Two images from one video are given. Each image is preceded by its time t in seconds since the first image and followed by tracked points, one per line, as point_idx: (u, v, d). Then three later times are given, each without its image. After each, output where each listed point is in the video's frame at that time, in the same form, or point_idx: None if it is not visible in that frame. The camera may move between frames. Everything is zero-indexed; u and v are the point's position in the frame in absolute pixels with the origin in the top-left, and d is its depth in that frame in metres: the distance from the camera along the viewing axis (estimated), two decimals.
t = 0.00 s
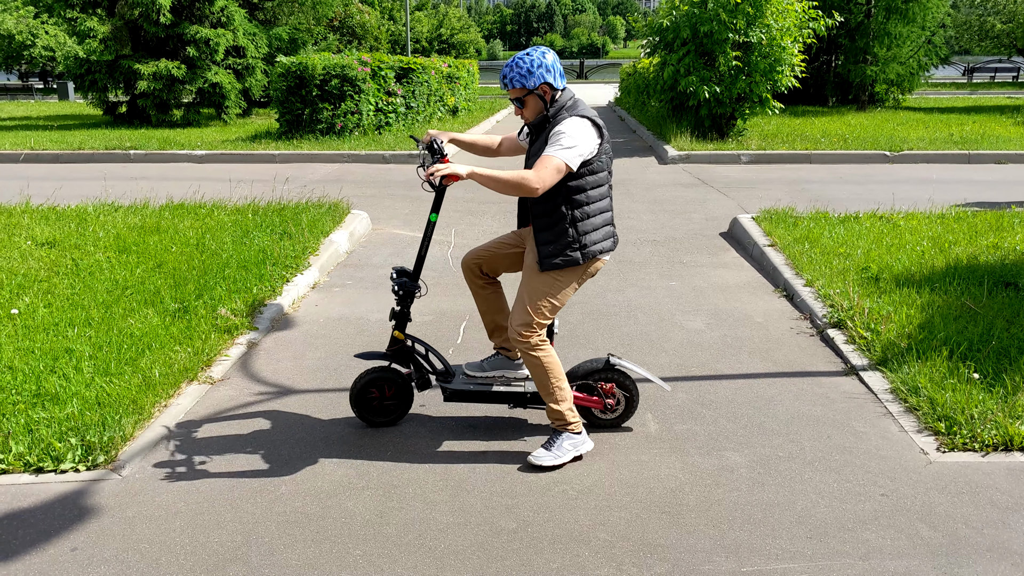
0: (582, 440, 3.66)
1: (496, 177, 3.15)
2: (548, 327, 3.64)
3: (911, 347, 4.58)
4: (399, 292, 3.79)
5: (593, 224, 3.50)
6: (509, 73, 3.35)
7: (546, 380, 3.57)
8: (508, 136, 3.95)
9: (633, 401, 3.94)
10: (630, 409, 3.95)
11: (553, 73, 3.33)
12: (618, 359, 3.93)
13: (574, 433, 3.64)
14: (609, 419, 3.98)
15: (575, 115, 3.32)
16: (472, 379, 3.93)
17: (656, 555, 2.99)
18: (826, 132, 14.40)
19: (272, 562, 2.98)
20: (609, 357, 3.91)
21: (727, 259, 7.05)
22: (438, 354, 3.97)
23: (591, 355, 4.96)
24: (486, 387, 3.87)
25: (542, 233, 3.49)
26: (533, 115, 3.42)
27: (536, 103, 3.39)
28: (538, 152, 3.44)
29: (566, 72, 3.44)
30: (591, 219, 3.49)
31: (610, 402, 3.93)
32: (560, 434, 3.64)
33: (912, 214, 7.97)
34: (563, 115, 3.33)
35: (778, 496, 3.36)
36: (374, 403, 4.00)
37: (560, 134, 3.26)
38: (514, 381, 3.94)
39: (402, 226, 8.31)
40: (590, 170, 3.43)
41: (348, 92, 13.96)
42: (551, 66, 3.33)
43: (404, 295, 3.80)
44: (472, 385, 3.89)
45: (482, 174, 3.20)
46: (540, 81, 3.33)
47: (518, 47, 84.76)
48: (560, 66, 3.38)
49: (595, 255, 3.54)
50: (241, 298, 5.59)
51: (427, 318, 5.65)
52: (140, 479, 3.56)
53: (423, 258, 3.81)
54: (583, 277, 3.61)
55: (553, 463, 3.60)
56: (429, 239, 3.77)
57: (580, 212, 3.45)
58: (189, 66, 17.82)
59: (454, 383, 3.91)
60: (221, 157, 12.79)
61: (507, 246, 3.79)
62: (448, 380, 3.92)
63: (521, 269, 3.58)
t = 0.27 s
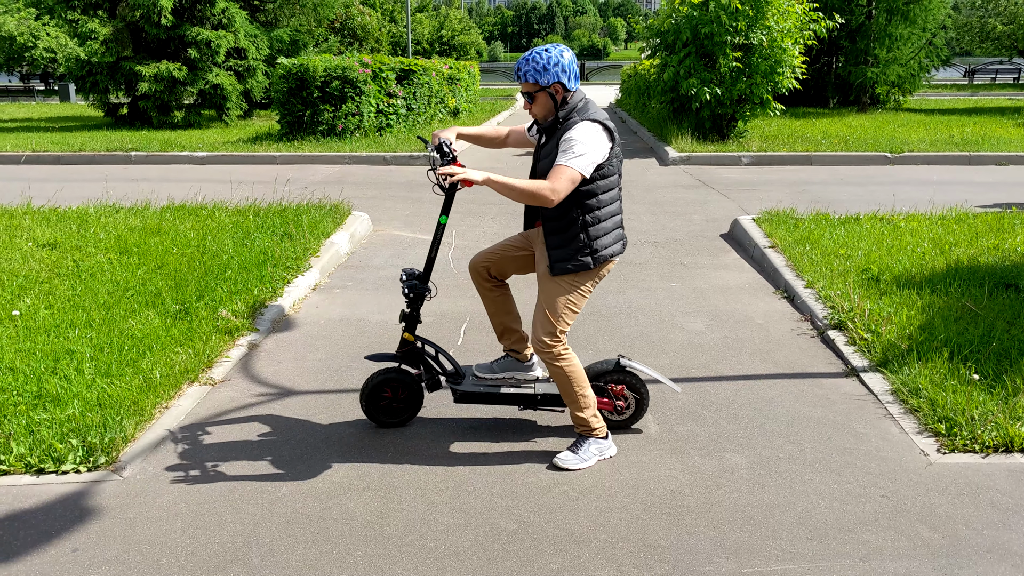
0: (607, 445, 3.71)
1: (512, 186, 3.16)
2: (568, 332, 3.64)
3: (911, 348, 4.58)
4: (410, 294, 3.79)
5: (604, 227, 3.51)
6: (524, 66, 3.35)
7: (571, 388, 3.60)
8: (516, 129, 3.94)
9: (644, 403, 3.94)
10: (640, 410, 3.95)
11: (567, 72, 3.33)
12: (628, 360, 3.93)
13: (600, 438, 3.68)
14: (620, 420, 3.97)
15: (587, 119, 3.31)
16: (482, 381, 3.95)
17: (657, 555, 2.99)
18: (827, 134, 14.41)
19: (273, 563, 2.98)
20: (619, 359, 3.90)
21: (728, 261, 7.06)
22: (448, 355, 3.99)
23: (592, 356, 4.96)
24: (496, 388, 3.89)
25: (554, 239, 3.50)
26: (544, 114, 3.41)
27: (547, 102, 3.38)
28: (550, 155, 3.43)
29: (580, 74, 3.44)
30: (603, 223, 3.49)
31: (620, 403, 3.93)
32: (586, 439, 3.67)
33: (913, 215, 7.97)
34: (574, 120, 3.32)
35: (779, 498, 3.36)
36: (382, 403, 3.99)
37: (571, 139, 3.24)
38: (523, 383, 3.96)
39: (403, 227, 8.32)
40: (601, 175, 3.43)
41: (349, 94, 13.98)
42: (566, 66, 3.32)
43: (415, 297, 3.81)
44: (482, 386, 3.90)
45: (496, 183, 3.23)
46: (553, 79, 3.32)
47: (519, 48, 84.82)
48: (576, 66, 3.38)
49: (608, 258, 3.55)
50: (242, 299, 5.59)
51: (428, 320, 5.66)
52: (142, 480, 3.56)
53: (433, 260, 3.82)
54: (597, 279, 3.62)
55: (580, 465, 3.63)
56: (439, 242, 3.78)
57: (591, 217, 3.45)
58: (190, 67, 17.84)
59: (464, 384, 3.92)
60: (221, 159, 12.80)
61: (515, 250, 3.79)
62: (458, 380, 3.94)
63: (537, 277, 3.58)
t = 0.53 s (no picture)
0: (609, 448, 3.71)
1: (527, 192, 3.21)
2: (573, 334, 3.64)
3: (912, 349, 4.58)
4: (420, 297, 3.80)
5: (609, 228, 3.51)
6: (528, 61, 3.35)
7: (574, 390, 3.60)
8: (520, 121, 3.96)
9: (654, 405, 3.93)
10: (650, 412, 3.95)
11: (572, 71, 3.33)
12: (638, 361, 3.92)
13: (602, 441, 3.69)
14: (629, 422, 3.97)
15: (593, 120, 3.30)
16: (491, 382, 3.96)
17: (657, 556, 3.00)
18: (828, 136, 14.43)
19: (274, 564, 2.99)
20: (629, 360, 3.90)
21: (728, 262, 7.06)
22: (457, 357, 4.00)
23: (593, 358, 4.96)
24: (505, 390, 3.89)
25: (559, 241, 3.50)
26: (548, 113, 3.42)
27: (553, 101, 3.39)
28: (555, 155, 3.43)
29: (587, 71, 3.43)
30: (608, 224, 3.50)
31: (629, 405, 3.93)
32: (587, 441, 3.68)
33: (913, 216, 7.98)
34: (580, 121, 3.31)
35: (779, 499, 3.36)
36: (392, 403, 4.00)
37: (578, 143, 3.24)
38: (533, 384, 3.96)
39: (404, 229, 8.33)
40: (607, 176, 3.43)
41: (350, 96, 13.99)
42: (572, 65, 3.32)
43: (426, 300, 3.82)
44: (492, 388, 3.91)
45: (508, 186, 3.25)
46: (557, 78, 3.33)
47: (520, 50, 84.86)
48: (582, 63, 3.37)
49: (613, 258, 3.56)
50: (243, 301, 5.60)
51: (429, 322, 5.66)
52: (143, 481, 3.57)
53: (443, 263, 3.83)
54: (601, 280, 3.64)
55: (580, 467, 3.63)
56: (448, 244, 3.79)
57: (595, 218, 3.46)
58: (191, 69, 17.86)
59: (473, 386, 3.93)
60: (222, 161, 12.82)
61: (519, 251, 3.79)
62: (467, 382, 3.95)
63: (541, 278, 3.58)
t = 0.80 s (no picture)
0: (606, 448, 3.72)
1: (526, 196, 3.22)
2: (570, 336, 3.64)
3: (911, 351, 4.58)
4: (420, 299, 3.80)
5: (607, 230, 3.51)
6: (534, 60, 3.33)
7: (570, 391, 3.60)
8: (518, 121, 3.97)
9: (652, 406, 3.94)
10: (648, 413, 3.95)
11: (578, 72, 3.33)
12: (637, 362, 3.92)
13: (599, 442, 3.70)
14: (627, 423, 3.97)
15: (594, 123, 3.30)
16: (490, 384, 3.96)
17: (655, 557, 3.00)
18: (827, 137, 14.44)
19: (272, 565, 2.99)
20: (628, 361, 3.90)
21: (728, 264, 7.06)
22: (457, 358, 4.00)
23: (592, 359, 4.97)
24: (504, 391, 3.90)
25: (557, 243, 3.50)
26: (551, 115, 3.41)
27: (556, 102, 3.38)
28: (555, 157, 3.43)
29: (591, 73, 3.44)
30: (606, 227, 3.51)
31: (628, 407, 3.93)
32: (584, 442, 3.69)
33: (912, 218, 7.98)
34: (580, 123, 3.32)
35: (778, 500, 3.36)
36: (394, 404, 4.01)
37: (580, 146, 3.23)
38: (532, 386, 3.96)
39: (404, 230, 8.34)
40: (606, 179, 3.44)
41: (350, 97, 14.00)
42: (579, 67, 3.32)
43: (426, 301, 3.81)
44: (491, 390, 3.91)
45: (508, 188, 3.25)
46: (563, 79, 3.32)
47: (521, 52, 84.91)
48: (587, 65, 3.37)
49: (611, 261, 3.55)
50: (243, 302, 5.61)
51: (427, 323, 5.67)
52: (142, 483, 3.57)
53: (442, 264, 3.83)
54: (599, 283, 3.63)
55: (579, 468, 3.63)
56: (447, 245, 3.79)
57: (594, 221, 3.46)
58: (192, 71, 17.87)
59: (473, 387, 3.93)
60: (222, 162, 12.83)
61: (518, 253, 3.80)
62: (467, 384, 3.95)
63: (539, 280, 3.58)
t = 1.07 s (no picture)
0: (605, 450, 3.72)
1: (532, 205, 3.23)
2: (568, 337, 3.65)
3: (909, 353, 4.59)
4: (417, 301, 3.81)
5: (608, 233, 3.53)
6: (536, 67, 3.31)
7: (568, 393, 3.61)
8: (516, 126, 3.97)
9: (649, 408, 3.95)
10: (645, 414, 3.96)
11: (580, 75, 3.35)
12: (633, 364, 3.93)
13: (597, 443, 3.70)
14: (625, 425, 3.98)
15: (597, 126, 3.32)
16: (487, 386, 3.97)
17: (653, 559, 3.00)
18: (827, 139, 14.45)
19: (271, 566, 3.00)
20: (625, 363, 3.90)
21: (727, 266, 7.07)
22: (454, 360, 4.01)
23: (591, 361, 4.98)
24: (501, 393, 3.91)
25: (558, 245, 3.50)
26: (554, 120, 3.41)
27: (559, 107, 3.38)
28: (556, 161, 3.42)
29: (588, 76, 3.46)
30: (607, 231, 3.52)
31: (625, 409, 3.94)
32: (582, 444, 3.69)
33: (911, 220, 7.99)
34: (584, 127, 3.32)
35: (776, 502, 3.36)
36: (391, 405, 4.01)
37: (583, 150, 3.24)
38: (529, 388, 3.96)
39: (403, 232, 8.35)
40: (608, 182, 3.45)
41: (350, 99, 14.02)
42: (581, 71, 3.34)
43: (422, 304, 3.82)
44: (488, 391, 3.92)
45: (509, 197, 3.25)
46: (568, 83, 3.33)
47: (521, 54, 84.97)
48: (585, 69, 3.39)
49: (611, 264, 3.57)
50: (242, 304, 5.62)
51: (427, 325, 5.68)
52: (141, 484, 3.58)
53: (439, 266, 3.83)
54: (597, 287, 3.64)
55: (577, 470, 3.63)
56: (444, 247, 3.79)
57: (596, 224, 3.48)
58: (192, 73, 17.89)
59: (470, 389, 3.95)
60: (222, 165, 12.85)
61: (516, 254, 3.81)
62: (464, 386, 3.96)
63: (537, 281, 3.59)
